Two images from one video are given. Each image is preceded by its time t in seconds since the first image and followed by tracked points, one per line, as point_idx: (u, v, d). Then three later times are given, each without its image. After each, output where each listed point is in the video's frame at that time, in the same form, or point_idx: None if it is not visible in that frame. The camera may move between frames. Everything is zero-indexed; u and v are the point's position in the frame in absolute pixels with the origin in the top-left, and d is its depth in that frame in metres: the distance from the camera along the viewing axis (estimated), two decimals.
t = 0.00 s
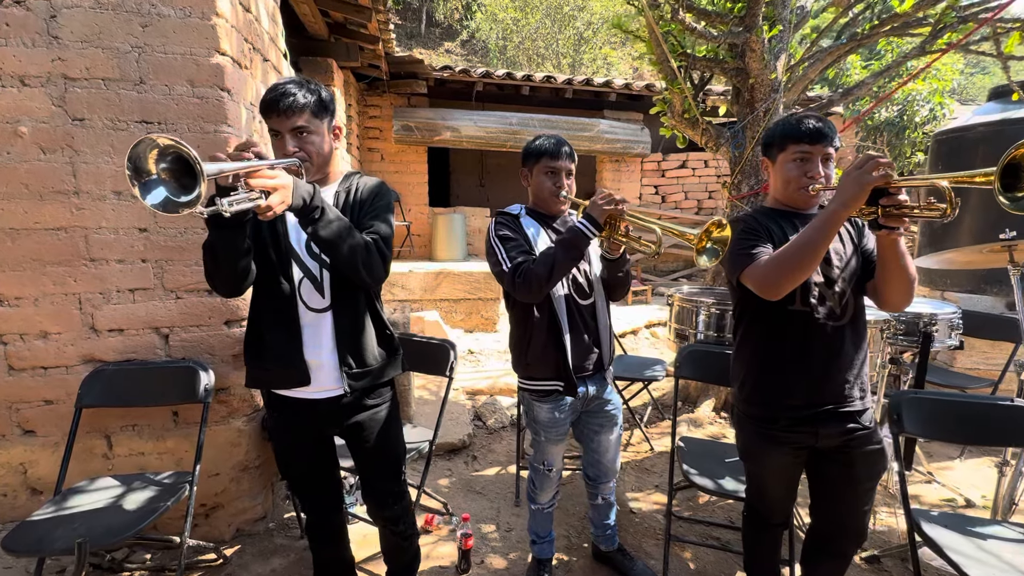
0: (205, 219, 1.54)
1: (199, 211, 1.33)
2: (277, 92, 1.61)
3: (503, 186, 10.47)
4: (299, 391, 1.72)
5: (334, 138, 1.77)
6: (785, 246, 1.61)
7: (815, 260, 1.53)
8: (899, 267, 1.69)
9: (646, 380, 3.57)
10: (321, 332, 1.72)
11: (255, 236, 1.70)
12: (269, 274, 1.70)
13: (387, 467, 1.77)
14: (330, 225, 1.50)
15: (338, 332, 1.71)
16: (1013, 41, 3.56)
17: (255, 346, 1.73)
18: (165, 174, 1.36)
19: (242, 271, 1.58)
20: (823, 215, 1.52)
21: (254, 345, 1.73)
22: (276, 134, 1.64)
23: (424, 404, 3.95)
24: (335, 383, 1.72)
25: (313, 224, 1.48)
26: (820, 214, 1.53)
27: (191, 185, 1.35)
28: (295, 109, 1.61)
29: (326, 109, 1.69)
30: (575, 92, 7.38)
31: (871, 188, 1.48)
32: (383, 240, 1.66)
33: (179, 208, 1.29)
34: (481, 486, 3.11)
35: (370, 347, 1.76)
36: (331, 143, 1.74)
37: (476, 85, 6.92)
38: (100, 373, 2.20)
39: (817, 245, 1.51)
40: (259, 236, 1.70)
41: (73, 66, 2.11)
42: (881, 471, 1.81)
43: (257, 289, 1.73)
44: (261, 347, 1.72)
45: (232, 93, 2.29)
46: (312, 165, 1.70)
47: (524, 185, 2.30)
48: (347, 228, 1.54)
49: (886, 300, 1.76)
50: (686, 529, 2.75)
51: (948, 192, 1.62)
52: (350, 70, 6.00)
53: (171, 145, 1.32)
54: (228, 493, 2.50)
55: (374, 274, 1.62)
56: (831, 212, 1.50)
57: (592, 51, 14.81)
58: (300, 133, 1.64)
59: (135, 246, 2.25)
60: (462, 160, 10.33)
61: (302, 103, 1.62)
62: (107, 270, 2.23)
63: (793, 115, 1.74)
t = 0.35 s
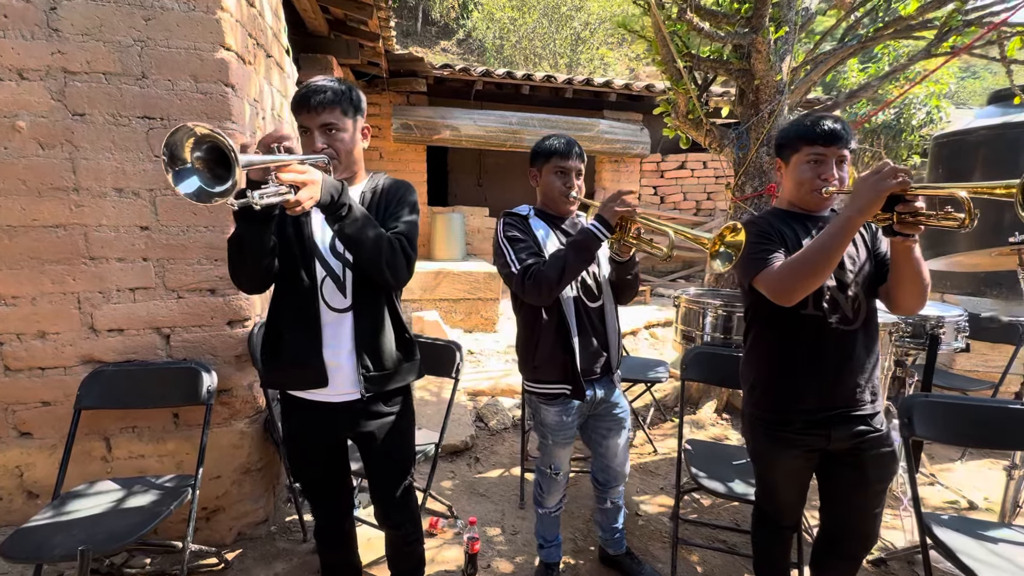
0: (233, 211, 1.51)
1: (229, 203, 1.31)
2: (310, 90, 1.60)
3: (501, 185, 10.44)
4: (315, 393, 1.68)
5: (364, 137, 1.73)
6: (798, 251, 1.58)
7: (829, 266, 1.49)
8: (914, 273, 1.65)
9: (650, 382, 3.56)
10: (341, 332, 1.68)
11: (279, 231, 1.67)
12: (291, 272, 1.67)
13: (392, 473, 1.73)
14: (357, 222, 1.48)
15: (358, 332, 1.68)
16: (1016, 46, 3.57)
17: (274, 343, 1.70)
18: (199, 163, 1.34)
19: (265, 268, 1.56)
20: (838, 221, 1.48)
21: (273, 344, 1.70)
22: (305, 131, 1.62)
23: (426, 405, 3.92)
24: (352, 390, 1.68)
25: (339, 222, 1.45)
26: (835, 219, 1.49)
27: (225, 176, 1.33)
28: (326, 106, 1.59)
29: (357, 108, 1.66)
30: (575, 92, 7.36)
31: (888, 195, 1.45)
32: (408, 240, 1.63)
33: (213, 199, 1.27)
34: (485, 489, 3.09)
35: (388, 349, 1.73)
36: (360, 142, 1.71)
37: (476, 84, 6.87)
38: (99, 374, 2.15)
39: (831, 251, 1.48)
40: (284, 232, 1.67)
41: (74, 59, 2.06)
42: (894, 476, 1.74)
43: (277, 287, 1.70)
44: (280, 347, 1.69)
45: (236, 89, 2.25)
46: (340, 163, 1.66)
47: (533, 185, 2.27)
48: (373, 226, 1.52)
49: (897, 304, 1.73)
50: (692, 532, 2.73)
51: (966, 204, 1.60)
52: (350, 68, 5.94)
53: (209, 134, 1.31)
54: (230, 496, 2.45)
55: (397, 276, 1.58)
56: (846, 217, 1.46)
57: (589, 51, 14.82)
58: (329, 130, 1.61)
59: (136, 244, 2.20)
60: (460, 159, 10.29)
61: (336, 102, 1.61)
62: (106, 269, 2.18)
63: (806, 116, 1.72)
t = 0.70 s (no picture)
0: (268, 202, 1.51)
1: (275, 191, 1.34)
2: (346, 87, 1.58)
3: (497, 185, 10.43)
4: (342, 391, 1.66)
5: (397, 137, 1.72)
6: (810, 254, 1.57)
7: (841, 268, 1.49)
8: (923, 276, 1.67)
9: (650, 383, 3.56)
10: (366, 332, 1.66)
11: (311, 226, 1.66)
12: (322, 270, 1.65)
13: (409, 478, 1.71)
14: (390, 221, 1.48)
15: (384, 330, 1.66)
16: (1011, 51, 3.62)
17: (297, 340, 1.67)
18: (248, 152, 1.37)
19: (294, 262, 1.55)
20: (849, 223, 1.48)
21: (296, 341, 1.68)
22: (339, 129, 1.61)
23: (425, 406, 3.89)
24: (377, 387, 1.66)
25: (373, 219, 1.46)
26: (846, 222, 1.49)
27: (273, 165, 1.35)
28: (362, 104, 1.57)
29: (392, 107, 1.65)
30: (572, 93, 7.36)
31: (901, 195, 1.45)
32: (437, 241, 1.63)
33: (259, 188, 1.30)
34: (486, 491, 3.06)
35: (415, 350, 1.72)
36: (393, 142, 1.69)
37: (473, 84, 6.84)
38: (96, 375, 2.11)
39: (842, 252, 1.47)
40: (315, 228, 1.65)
41: (72, 53, 2.01)
42: (902, 478, 1.75)
43: (305, 284, 1.68)
44: (305, 345, 1.66)
45: (237, 86, 2.21)
46: (373, 162, 1.64)
47: (540, 185, 2.26)
48: (404, 225, 1.52)
49: (906, 307, 1.74)
50: (695, 534, 2.73)
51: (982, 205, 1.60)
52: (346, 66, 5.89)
53: (262, 125, 1.33)
54: (228, 500, 2.41)
55: (425, 275, 1.58)
56: (857, 219, 1.46)
57: (584, 52, 14.85)
58: (363, 128, 1.59)
59: (134, 243, 2.15)
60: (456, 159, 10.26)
61: (374, 101, 1.59)
62: (104, 268, 2.14)
63: (816, 118, 1.72)
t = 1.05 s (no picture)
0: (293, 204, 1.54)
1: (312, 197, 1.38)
2: (372, 87, 1.61)
3: (491, 186, 10.43)
4: (363, 391, 1.65)
5: (421, 138, 1.76)
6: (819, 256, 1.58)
7: (851, 270, 1.50)
8: (926, 279, 1.70)
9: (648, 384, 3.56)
10: (389, 333, 1.66)
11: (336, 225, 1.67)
12: (344, 272, 1.66)
13: (426, 481, 1.70)
14: (415, 223, 1.52)
15: (406, 329, 1.67)
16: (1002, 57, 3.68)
17: (319, 339, 1.67)
18: (283, 157, 1.38)
19: (320, 264, 1.60)
20: (861, 224, 1.50)
21: (315, 343, 1.67)
22: (366, 129, 1.64)
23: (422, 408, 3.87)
24: (398, 386, 1.65)
25: (400, 221, 1.50)
26: (857, 223, 1.51)
27: (309, 171, 1.38)
28: (388, 105, 1.60)
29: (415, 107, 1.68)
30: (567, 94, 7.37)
31: (911, 198, 1.48)
32: (460, 244, 1.66)
33: (298, 195, 1.34)
34: (485, 492, 3.05)
35: (436, 351, 1.72)
36: (417, 144, 1.73)
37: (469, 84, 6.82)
38: (92, 377, 2.07)
39: (853, 253, 1.49)
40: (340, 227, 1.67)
41: (67, 49, 1.97)
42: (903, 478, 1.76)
43: (325, 286, 1.69)
44: (327, 346, 1.65)
45: (237, 84, 2.18)
46: (398, 163, 1.68)
47: (545, 185, 2.26)
48: (429, 227, 1.55)
49: (909, 309, 1.76)
50: (695, 534, 2.74)
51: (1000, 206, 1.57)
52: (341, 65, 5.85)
53: (300, 130, 1.35)
54: (225, 503, 2.37)
55: (448, 277, 1.60)
56: (869, 221, 1.48)
57: (577, 54, 14.91)
58: (389, 129, 1.63)
59: (130, 243, 2.12)
60: (450, 160, 10.24)
61: (398, 103, 1.62)
62: (99, 268, 2.10)
63: (816, 121, 1.75)
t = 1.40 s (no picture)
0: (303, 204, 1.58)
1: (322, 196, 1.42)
2: (384, 87, 1.62)
3: (484, 188, 10.42)
4: (367, 392, 1.65)
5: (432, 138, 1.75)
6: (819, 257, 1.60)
7: (852, 271, 1.51)
8: (921, 278, 1.71)
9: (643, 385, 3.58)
10: (397, 335, 1.66)
11: (347, 223, 1.67)
12: (352, 270, 1.66)
13: (428, 484, 1.69)
14: (424, 224, 1.53)
15: (413, 329, 1.66)
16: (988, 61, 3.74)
17: (328, 338, 1.67)
18: (291, 157, 1.42)
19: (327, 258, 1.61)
20: (863, 226, 1.52)
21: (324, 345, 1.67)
22: (377, 127, 1.64)
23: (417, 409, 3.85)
24: (405, 387, 1.65)
25: (409, 222, 1.51)
26: (859, 225, 1.53)
27: (317, 171, 1.42)
28: (400, 104, 1.61)
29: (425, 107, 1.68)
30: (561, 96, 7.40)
31: (913, 202, 1.50)
32: (467, 243, 1.66)
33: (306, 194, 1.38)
34: (481, 494, 3.04)
35: (441, 352, 1.70)
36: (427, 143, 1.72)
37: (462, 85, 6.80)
38: (82, 381, 2.03)
39: (854, 255, 1.50)
40: (350, 225, 1.67)
41: (56, 46, 1.94)
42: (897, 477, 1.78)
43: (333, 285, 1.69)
44: (335, 346, 1.66)
45: (231, 83, 2.16)
46: (408, 162, 1.67)
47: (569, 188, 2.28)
48: (437, 228, 1.55)
49: (906, 309, 1.77)
50: (691, 534, 2.76)
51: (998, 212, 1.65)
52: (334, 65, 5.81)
53: (308, 129, 1.40)
54: (219, 508, 2.34)
55: (455, 279, 1.60)
56: (871, 223, 1.50)
57: (569, 56, 14.96)
58: (400, 128, 1.63)
59: (121, 243, 2.08)
60: (443, 160, 10.22)
61: (409, 102, 1.62)
62: (88, 269, 2.06)
63: (815, 122, 1.76)
